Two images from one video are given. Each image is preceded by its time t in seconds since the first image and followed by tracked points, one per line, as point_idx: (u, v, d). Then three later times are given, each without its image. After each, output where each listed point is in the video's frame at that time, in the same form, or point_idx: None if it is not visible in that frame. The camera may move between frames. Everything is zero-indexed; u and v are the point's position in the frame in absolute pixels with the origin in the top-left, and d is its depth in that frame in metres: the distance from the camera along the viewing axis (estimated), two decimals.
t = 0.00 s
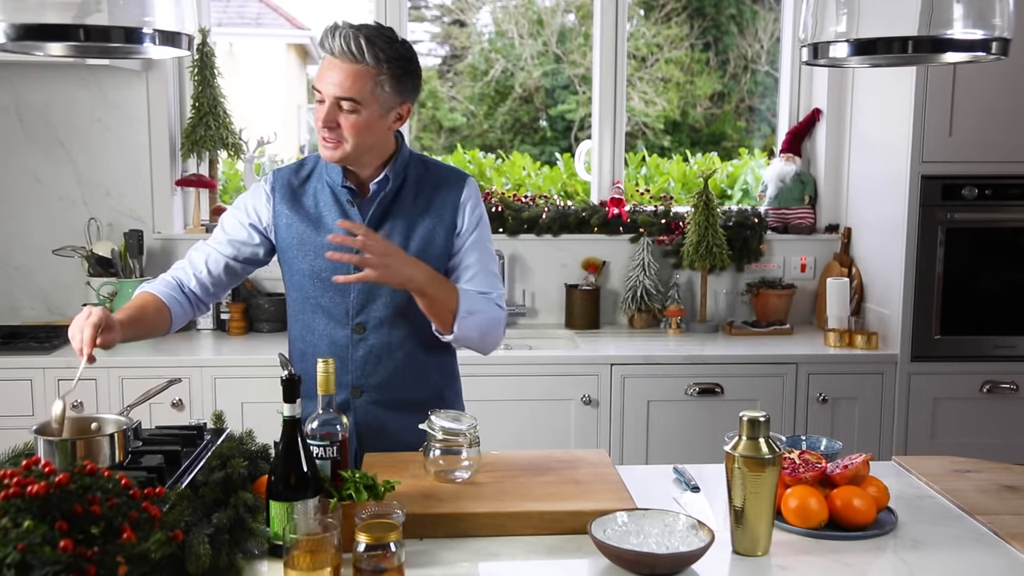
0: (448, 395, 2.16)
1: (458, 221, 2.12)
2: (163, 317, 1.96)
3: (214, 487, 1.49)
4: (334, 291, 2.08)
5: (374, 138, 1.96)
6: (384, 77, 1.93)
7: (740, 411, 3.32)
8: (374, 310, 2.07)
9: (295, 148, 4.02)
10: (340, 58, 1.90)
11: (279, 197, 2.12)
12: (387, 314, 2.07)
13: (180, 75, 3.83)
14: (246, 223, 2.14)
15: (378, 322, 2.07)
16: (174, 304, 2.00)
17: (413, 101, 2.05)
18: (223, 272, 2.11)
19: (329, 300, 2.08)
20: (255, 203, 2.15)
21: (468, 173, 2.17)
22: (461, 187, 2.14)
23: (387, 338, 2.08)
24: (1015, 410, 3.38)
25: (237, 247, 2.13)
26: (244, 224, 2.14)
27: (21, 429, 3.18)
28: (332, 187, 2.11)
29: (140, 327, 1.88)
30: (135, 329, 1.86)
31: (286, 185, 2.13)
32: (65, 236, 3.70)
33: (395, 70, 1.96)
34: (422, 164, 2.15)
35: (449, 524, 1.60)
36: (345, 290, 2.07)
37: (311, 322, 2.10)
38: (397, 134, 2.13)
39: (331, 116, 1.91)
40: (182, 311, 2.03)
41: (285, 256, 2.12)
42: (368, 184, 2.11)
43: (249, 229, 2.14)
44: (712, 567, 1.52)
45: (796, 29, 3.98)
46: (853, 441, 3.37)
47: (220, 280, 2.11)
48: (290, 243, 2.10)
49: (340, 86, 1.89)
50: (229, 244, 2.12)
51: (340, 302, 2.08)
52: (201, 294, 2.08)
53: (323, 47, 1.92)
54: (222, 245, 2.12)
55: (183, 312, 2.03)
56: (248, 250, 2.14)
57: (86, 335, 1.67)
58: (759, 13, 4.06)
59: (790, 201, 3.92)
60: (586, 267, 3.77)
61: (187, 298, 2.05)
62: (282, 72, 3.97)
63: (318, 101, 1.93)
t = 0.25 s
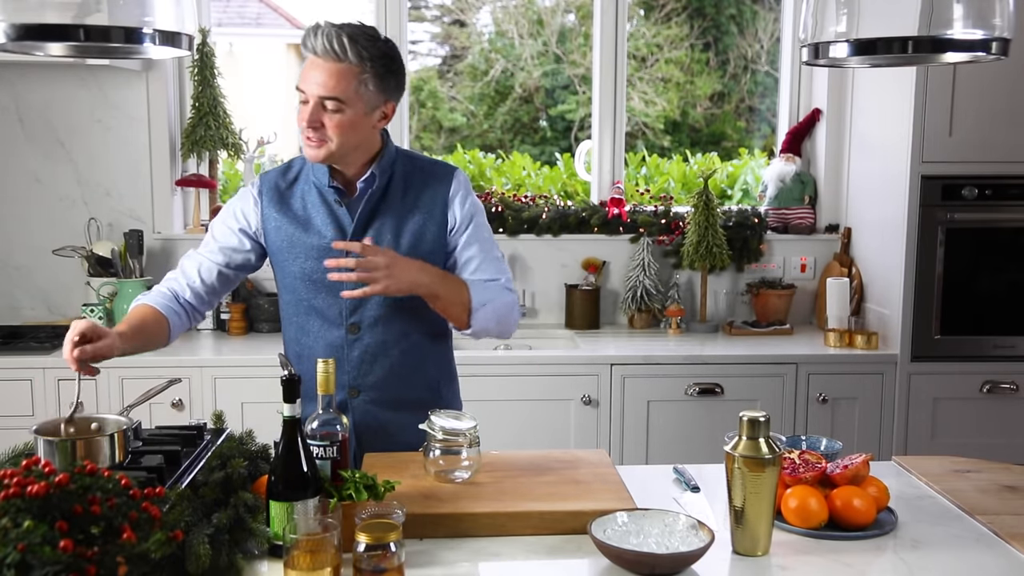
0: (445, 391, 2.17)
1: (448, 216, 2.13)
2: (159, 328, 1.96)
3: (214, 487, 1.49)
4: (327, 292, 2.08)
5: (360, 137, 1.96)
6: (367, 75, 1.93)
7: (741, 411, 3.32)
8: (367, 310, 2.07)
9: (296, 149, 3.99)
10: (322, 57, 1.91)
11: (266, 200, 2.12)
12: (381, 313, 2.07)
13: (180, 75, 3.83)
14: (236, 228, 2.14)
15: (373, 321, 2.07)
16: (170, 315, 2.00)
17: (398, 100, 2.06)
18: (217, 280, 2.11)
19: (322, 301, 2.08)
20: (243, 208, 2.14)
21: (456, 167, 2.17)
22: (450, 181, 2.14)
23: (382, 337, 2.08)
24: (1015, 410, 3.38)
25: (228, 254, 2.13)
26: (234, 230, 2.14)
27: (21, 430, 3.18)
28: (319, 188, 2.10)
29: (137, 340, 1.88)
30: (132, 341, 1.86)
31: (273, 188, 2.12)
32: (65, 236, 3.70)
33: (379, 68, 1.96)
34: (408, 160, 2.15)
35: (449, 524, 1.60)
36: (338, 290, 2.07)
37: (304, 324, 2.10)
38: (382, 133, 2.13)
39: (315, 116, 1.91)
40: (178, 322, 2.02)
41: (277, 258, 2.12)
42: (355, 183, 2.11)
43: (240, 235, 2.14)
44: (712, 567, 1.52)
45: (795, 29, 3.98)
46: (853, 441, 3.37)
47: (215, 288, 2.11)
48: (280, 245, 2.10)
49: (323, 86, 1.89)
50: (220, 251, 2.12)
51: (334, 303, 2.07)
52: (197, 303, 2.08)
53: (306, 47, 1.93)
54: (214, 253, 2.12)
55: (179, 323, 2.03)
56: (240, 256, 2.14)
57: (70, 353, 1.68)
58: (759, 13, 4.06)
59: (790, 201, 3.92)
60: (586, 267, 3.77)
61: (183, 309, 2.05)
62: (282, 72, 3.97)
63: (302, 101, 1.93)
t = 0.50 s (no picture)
0: (446, 392, 2.17)
1: (447, 216, 2.13)
2: (163, 337, 1.96)
3: (214, 487, 1.49)
4: (326, 294, 2.08)
5: (353, 141, 1.97)
6: (356, 79, 1.92)
7: (741, 411, 3.32)
8: (367, 312, 2.08)
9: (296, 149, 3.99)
10: (310, 64, 1.90)
11: (264, 205, 2.12)
12: (380, 315, 2.08)
13: (180, 75, 3.83)
14: (235, 235, 2.14)
15: (372, 323, 2.08)
16: (174, 323, 2.00)
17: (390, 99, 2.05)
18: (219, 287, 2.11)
19: (322, 303, 2.08)
20: (241, 215, 2.15)
21: (453, 167, 2.17)
22: (447, 182, 2.15)
23: (382, 338, 2.08)
24: (1015, 410, 3.38)
25: (229, 262, 2.13)
26: (234, 237, 2.14)
27: (21, 429, 3.18)
28: (316, 191, 2.11)
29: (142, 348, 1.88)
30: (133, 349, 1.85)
31: (270, 193, 2.13)
32: (65, 236, 3.70)
33: (367, 70, 1.95)
34: (405, 161, 2.15)
35: (449, 524, 1.60)
36: (337, 293, 2.07)
37: (304, 327, 2.10)
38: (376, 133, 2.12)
39: (306, 125, 1.91)
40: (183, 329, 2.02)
41: (275, 262, 2.12)
42: (352, 186, 2.12)
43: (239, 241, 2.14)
44: (712, 567, 1.52)
45: (795, 29, 3.98)
46: (853, 441, 3.37)
47: (217, 296, 2.11)
48: (278, 249, 2.10)
49: (312, 94, 1.89)
50: (221, 259, 2.12)
51: (333, 305, 2.08)
52: (201, 312, 2.07)
53: (293, 54, 1.92)
54: (214, 261, 2.12)
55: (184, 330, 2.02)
56: (241, 263, 2.14)
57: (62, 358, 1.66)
58: (759, 13, 4.06)
59: (790, 201, 3.92)
60: (586, 267, 3.77)
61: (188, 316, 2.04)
62: (282, 72, 3.97)
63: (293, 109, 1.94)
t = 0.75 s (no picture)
0: (445, 391, 2.17)
1: (451, 217, 2.14)
2: (166, 324, 1.98)
3: (214, 487, 1.49)
4: (328, 292, 2.08)
5: (361, 135, 1.97)
6: (367, 72, 1.94)
7: (740, 411, 3.32)
8: (369, 310, 2.08)
9: (296, 149, 3.99)
10: (322, 55, 1.91)
11: (269, 201, 2.12)
12: (382, 314, 2.08)
13: (180, 75, 3.83)
14: (238, 228, 2.14)
15: (374, 321, 2.08)
16: (173, 315, 2.02)
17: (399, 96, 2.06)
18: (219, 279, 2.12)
19: (324, 301, 2.08)
20: (245, 208, 2.15)
21: (458, 168, 2.17)
22: (452, 182, 2.15)
23: (383, 337, 2.08)
24: (1015, 410, 3.38)
25: (230, 254, 2.13)
26: (237, 230, 2.14)
27: (21, 429, 3.18)
28: (321, 189, 2.10)
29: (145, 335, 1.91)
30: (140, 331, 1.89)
31: (275, 189, 2.13)
32: (65, 236, 3.70)
33: (378, 65, 1.97)
34: (410, 160, 2.15)
35: (449, 524, 1.60)
36: (339, 291, 2.08)
37: (305, 325, 2.10)
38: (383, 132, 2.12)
39: (316, 115, 1.91)
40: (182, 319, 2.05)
41: (278, 259, 2.12)
42: (357, 183, 2.11)
43: (241, 234, 2.14)
44: (712, 567, 1.52)
45: (795, 29, 3.98)
46: (853, 441, 3.37)
47: (216, 288, 2.12)
48: (282, 246, 2.10)
49: (323, 83, 1.90)
50: (223, 251, 2.13)
51: (335, 303, 2.08)
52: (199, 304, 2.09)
53: (305, 45, 1.93)
54: (216, 253, 2.12)
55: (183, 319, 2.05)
56: (242, 256, 2.14)
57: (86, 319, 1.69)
58: (759, 13, 4.06)
59: (790, 201, 3.92)
60: (586, 267, 3.77)
61: (186, 306, 2.07)
62: (282, 72, 3.96)
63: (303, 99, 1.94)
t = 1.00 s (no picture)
0: (443, 390, 2.17)
1: (450, 217, 2.14)
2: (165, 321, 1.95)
3: (214, 487, 1.49)
4: (327, 291, 2.08)
5: (363, 133, 1.97)
6: (369, 70, 1.94)
7: (741, 411, 3.32)
8: (368, 309, 2.08)
9: (296, 149, 4.00)
10: (324, 52, 1.92)
11: (269, 199, 2.12)
12: (381, 312, 2.08)
13: (180, 75, 3.83)
14: (238, 223, 2.15)
15: (373, 320, 2.08)
16: (175, 307, 2.00)
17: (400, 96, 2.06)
18: (219, 274, 2.12)
19: (323, 300, 2.08)
20: (245, 204, 2.15)
21: (457, 169, 2.18)
22: (452, 183, 2.16)
23: (382, 336, 2.09)
24: (1015, 410, 3.38)
25: (230, 249, 2.13)
26: (236, 225, 2.15)
27: (21, 429, 3.18)
28: (321, 187, 2.10)
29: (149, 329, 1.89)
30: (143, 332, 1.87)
31: (275, 187, 2.13)
32: (65, 236, 3.70)
33: (381, 63, 1.97)
34: (410, 160, 2.16)
35: (449, 524, 1.60)
36: (339, 290, 2.07)
37: (305, 323, 2.10)
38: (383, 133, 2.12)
39: (317, 111, 1.91)
40: (182, 312, 2.02)
41: (277, 257, 2.12)
42: (358, 183, 2.11)
43: (241, 229, 2.15)
44: (712, 567, 1.52)
45: (795, 29, 3.98)
46: (853, 441, 3.37)
47: (216, 282, 2.11)
48: (282, 244, 2.10)
49: (326, 80, 1.90)
50: (222, 246, 2.13)
51: (334, 302, 2.08)
52: (197, 298, 2.07)
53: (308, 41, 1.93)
54: (215, 247, 2.12)
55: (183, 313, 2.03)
56: (242, 252, 2.15)
57: (86, 351, 1.67)
58: (759, 13, 4.06)
59: (790, 201, 3.92)
60: (586, 267, 3.77)
61: (186, 299, 2.05)
62: (282, 72, 3.96)
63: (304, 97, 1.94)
